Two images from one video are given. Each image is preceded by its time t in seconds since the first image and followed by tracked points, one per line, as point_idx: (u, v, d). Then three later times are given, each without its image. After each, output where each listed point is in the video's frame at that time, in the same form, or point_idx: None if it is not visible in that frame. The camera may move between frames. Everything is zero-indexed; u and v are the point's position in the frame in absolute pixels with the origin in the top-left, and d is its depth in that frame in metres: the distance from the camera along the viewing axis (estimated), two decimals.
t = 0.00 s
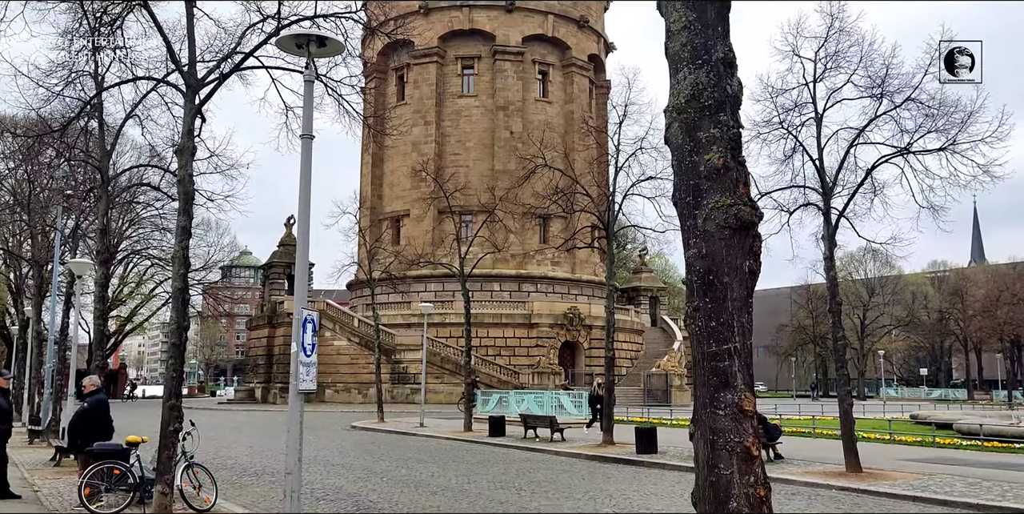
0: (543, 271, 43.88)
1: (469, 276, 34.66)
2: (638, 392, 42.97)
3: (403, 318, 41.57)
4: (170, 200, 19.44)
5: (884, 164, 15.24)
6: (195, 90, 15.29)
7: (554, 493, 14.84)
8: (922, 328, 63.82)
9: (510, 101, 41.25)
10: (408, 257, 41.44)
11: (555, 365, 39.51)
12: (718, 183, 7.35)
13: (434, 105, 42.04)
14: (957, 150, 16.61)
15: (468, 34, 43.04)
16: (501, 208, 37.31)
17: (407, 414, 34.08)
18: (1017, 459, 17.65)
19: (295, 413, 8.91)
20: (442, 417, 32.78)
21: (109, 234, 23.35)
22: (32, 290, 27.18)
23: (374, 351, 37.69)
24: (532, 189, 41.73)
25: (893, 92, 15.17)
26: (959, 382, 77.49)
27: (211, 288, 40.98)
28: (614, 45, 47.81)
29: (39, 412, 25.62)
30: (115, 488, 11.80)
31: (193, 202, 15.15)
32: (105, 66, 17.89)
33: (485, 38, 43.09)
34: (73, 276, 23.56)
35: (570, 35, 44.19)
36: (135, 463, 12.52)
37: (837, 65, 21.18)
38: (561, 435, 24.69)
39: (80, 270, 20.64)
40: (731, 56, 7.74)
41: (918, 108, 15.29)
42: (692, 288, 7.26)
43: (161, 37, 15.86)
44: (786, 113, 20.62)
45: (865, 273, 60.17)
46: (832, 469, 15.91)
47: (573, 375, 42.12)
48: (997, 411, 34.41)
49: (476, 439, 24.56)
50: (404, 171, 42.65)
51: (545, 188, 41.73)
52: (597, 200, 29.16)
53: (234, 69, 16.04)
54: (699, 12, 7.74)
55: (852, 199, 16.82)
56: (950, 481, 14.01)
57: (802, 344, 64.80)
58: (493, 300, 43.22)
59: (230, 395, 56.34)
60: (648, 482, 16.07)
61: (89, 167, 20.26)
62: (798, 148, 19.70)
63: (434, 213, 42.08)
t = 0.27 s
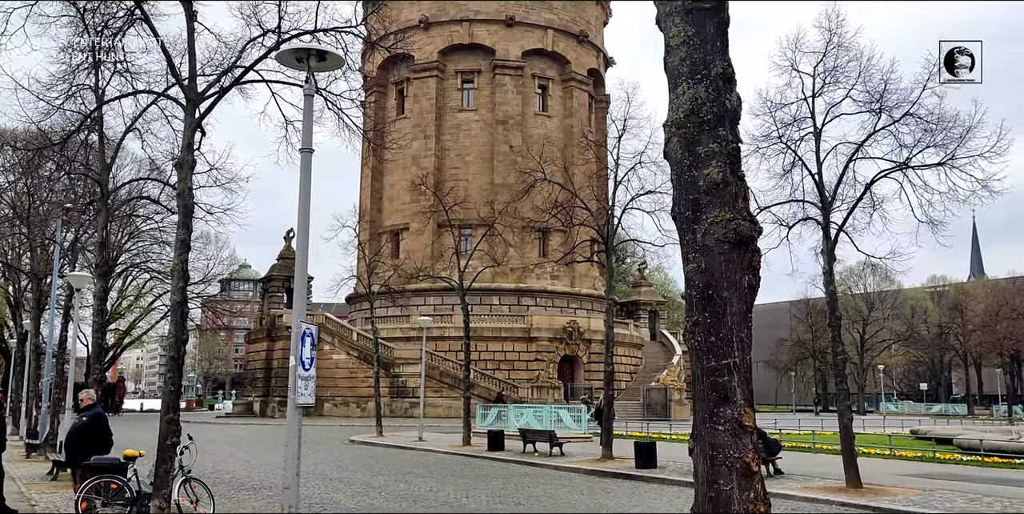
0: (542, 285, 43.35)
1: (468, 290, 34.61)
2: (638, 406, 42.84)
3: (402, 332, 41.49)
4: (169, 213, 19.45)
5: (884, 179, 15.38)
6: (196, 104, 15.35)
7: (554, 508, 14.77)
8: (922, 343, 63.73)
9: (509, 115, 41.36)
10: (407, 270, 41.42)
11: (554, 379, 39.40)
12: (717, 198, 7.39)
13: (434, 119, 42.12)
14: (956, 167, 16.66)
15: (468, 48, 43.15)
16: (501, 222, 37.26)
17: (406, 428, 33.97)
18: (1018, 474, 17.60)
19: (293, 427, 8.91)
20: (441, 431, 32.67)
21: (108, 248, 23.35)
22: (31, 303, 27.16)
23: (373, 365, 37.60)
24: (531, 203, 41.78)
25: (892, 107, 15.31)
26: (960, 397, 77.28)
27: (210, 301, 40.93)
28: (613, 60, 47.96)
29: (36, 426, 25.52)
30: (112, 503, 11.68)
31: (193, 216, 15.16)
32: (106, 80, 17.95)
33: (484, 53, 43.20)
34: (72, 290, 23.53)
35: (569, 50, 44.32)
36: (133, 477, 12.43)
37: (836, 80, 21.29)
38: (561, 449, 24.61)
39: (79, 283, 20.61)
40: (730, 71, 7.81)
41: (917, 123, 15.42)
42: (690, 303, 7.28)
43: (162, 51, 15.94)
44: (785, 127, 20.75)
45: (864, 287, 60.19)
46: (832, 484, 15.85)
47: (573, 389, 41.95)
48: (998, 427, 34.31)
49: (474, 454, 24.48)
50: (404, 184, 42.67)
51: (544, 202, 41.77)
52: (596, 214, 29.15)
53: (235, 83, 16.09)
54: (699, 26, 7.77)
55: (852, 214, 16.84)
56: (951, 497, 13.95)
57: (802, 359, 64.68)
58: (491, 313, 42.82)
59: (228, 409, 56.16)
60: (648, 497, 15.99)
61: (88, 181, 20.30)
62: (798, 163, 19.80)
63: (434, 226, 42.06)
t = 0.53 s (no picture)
0: (542, 299, 43.27)
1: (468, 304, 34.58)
2: (637, 421, 42.71)
3: (402, 346, 41.39)
4: (169, 226, 19.47)
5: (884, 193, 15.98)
6: (196, 118, 15.39)
7: None
8: (922, 358, 63.61)
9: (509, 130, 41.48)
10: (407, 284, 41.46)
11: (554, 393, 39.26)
12: (718, 214, 7.42)
13: (434, 133, 42.19)
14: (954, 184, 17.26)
15: (468, 63, 43.24)
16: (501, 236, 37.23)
17: (405, 442, 33.86)
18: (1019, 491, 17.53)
19: (292, 442, 8.90)
20: (440, 445, 32.54)
21: (109, 261, 23.36)
22: (30, 317, 27.15)
23: (372, 379, 37.50)
24: (531, 217, 41.81)
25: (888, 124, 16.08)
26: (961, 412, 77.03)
27: (210, 315, 40.89)
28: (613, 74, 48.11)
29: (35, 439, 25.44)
30: None
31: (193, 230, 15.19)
32: (107, 94, 18.02)
33: (485, 68, 43.30)
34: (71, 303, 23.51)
35: (569, 65, 44.46)
36: (131, 492, 12.37)
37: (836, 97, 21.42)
38: (560, 465, 24.50)
39: (79, 297, 20.60)
40: (729, 87, 7.85)
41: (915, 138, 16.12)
42: (690, 319, 7.31)
43: (163, 65, 16.02)
44: (785, 143, 20.90)
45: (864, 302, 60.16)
46: (833, 501, 15.77)
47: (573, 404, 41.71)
48: (999, 443, 34.16)
49: (474, 469, 24.38)
50: (404, 198, 42.71)
51: (544, 217, 41.80)
52: (596, 228, 29.15)
53: (235, 97, 16.16)
54: (698, 43, 7.82)
55: (851, 230, 16.87)
56: None
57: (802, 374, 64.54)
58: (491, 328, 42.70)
59: (227, 423, 55.97)
60: None
61: (89, 195, 20.33)
62: (797, 178, 19.91)
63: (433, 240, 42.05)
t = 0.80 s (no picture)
0: (542, 314, 43.17)
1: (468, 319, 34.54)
2: (637, 438, 42.59)
3: (401, 361, 41.25)
4: (169, 240, 19.47)
5: (884, 209, 17.16)
6: (197, 133, 15.45)
7: None
8: (923, 375, 63.46)
9: (509, 146, 41.61)
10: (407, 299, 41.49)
11: (554, 409, 39.13)
12: (717, 231, 7.58)
13: (434, 149, 42.29)
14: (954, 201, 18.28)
15: (469, 79, 43.28)
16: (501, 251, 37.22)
17: (404, 458, 33.71)
18: (1019, 509, 17.50)
19: (291, 458, 8.90)
20: (440, 461, 32.40)
21: (108, 275, 23.35)
22: (29, 331, 27.16)
23: (371, 395, 37.37)
24: (531, 232, 41.85)
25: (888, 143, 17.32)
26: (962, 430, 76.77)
27: (210, 329, 40.83)
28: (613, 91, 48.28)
29: (33, 454, 25.31)
30: None
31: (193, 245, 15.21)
32: (110, 109, 18.08)
33: (485, 83, 43.38)
34: (70, 318, 23.43)
35: (570, 81, 44.52)
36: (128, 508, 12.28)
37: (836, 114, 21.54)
38: (559, 481, 24.35)
39: (78, 311, 20.55)
40: (728, 105, 8.05)
41: (915, 156, 17.33)
42: (690, 337, 7.44)
43: (165, 80, 16.10)
44: (785, 160, 21.03)
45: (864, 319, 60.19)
46: None
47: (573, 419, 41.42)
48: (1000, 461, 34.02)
49: (473, 485, 24.27)
50: (404, 213, 42.73)
51: (544, 232, 41.85)
52: (595, 244, 29.10)
53: (237, 111, 16.22)
54: (698, 61, 8.02)
55: (850, 247, 16.98)
56: None
57: (802, 390, 64.35)
58: (490, 343, 42.55)
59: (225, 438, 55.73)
60: None
61: (89, 209, 20.34)
62: (797, 195, 20.01)
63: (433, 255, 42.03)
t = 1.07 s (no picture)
0: (542, 331, 42.91)
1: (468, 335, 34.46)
2: (637, 455, 42.38)
3: (401, 377, 41.13)
4: (170, 256, 19.48)
5: (885, 225, 19.38)
6: (199, 149, 15.49)
7: None
8: (924, 393, 63.25)
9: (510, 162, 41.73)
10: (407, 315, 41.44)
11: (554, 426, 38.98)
12: (718, 250, 7.66)
13: (435, 165, 42.37)
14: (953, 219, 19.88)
15: (470, 95, 43.43)
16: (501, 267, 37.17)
17: (404, 474, 33.55)
18: None
19: (289, 475, 8.86)
20: (439, 478, 32.22)
21: (109, 290, 23.34)
22: (28, 346, 27.14)
23: (371, 411, 37.23)
24: (532, 249, 41.85)
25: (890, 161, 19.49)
26: (963, 448, 76.40)
27: (210, 344, 40.72)
28: (613, 107, 48.41)
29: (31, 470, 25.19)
30: None
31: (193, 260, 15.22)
32: (112, 125, 18.13)
33: (486, 100, 43.51)
34: (70, 333, 23.38)
35: (570, 98, 44.68)
36: None
37: (835, 133, 21.66)
38: (559, 499, 24.20)
39: (78, 326, 20.53)
40: (728, 124, 8.13)
41: (915, 173, 19.57)
42: (691, 356, 7.51)
43: (167, 97, 16.16)
44: (785, 178, 21.17)
45: (865, 336, 60.10)
46: None
47: (573, 436, 41.22)
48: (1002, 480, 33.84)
49: (472, 502, 24.12)
50: (404, 229, 42.74)
51: (545, 249, 41.85)
52: (596, 260, 29.07)
53: (238, 127, 16.28)
54: (698, 80, 8.12)
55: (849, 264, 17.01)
56: None
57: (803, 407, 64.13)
58: (490, 359, 42.34)
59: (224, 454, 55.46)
60: None
61: (90, 224, 20.36)
62: (797, 213, 20.13)
63: (433, 271, 42.00)
